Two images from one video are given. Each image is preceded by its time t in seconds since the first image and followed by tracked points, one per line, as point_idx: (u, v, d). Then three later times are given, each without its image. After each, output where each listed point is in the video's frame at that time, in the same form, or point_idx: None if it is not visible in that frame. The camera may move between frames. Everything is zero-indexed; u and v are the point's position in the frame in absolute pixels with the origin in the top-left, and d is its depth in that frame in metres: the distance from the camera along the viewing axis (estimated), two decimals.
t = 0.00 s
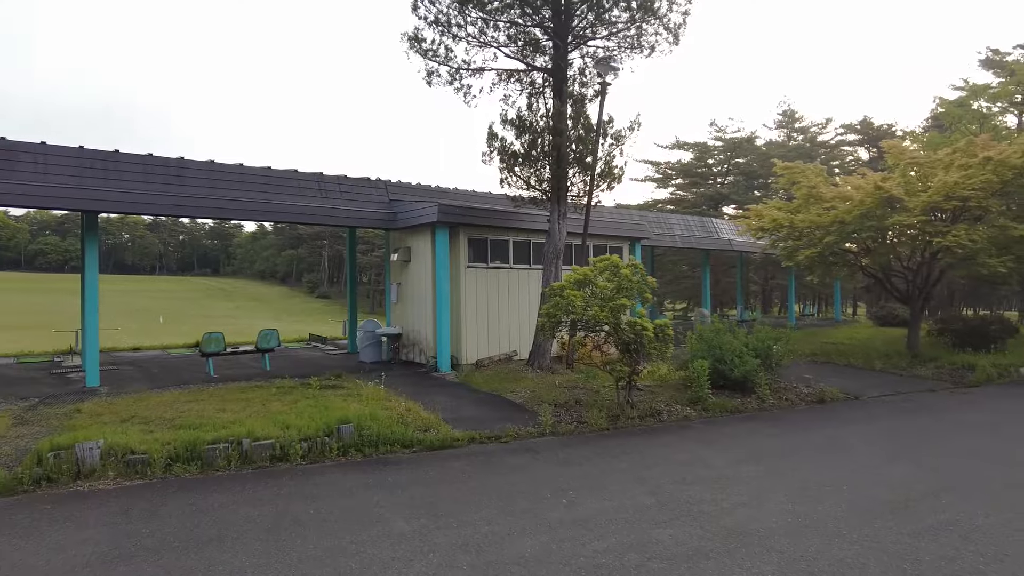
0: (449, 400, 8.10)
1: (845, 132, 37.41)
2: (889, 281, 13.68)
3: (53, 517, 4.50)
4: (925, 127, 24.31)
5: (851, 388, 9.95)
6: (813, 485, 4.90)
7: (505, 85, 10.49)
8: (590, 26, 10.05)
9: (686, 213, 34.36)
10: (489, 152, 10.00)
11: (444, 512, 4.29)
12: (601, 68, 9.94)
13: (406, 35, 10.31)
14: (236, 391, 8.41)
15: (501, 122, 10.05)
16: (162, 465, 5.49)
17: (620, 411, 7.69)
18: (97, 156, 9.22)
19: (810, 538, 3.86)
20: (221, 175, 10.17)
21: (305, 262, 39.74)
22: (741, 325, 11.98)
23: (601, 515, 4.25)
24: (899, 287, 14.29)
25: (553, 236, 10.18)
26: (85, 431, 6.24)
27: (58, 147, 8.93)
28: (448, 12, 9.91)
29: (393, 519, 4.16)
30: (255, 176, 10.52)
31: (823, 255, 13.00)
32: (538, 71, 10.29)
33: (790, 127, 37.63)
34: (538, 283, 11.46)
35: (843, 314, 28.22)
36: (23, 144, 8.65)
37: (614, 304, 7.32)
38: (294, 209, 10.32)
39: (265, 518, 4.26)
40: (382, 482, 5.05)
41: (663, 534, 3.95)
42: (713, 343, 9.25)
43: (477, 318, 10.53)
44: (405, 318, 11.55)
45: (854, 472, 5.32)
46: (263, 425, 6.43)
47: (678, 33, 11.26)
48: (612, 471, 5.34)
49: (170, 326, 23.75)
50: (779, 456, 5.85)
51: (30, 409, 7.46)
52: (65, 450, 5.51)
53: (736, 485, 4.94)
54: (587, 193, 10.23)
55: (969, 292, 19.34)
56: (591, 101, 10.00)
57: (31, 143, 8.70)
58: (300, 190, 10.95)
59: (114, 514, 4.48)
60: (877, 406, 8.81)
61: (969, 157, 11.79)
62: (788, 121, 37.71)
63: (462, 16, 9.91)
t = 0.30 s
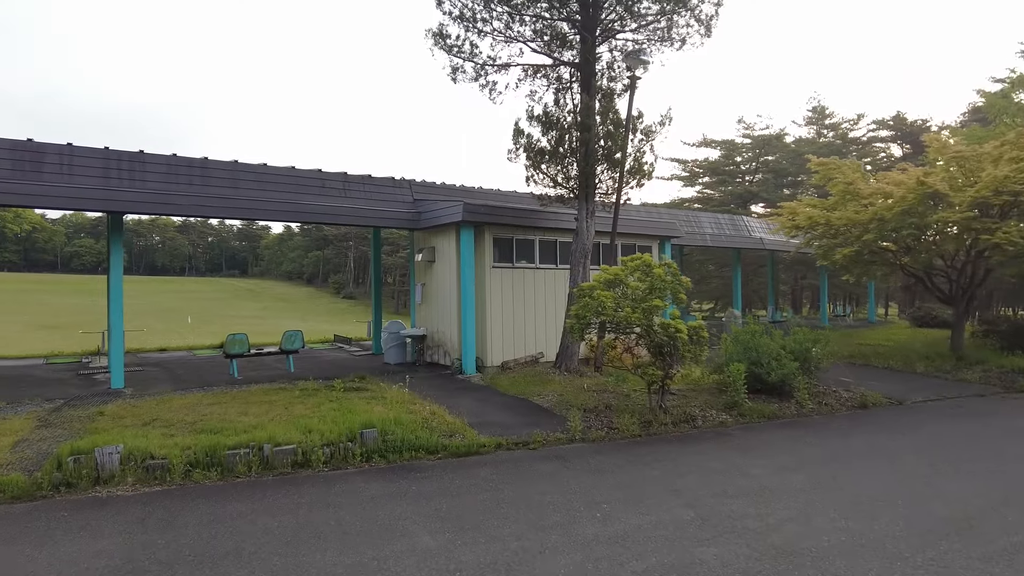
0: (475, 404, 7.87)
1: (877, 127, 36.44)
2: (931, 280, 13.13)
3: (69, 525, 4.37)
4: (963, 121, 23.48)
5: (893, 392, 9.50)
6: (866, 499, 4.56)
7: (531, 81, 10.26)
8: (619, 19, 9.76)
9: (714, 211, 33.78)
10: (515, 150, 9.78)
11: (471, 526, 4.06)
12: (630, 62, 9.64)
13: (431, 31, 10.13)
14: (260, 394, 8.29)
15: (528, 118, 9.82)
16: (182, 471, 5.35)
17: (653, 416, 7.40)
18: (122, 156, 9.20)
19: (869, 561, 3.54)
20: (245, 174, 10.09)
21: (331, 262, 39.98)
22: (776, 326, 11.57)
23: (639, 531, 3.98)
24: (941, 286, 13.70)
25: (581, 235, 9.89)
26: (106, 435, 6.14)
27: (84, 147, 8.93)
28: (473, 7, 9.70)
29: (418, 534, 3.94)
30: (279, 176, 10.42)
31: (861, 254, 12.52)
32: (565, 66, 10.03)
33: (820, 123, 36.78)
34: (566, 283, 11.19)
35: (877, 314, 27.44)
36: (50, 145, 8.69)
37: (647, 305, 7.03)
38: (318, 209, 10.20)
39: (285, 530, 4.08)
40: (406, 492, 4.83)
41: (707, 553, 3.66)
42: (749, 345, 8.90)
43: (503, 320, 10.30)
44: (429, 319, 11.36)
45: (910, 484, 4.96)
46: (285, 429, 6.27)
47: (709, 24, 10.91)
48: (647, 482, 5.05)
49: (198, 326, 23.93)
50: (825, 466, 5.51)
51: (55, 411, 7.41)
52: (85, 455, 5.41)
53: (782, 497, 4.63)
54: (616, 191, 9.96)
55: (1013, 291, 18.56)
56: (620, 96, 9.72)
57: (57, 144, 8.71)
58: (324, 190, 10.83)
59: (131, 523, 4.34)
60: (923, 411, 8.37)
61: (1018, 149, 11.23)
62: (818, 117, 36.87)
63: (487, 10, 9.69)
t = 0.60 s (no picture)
0: (494, 408, 7.63)
1: (900, 123, 35.67)
2: (964, 279, 12.67)
3: (74, 536, 4.19)
4: (990, 116, 22.84)
5: (928, 396, 9.12)
6: (916, 515, 4.25)
7: (550, 75, 10.00)
8: (642, 10, 9.46)
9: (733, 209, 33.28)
10: (535, 146, 9.52)
11: (493, 542, 3.82)
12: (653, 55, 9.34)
13: (447, 24, 9.90)
14: (274, 396, 8.11)
15: (547, 113, 9.55)
16: (192, 478, 5.16)
17: (679, 422, 7.12)
18: (136, 154, 9.09)
19: None
20: (259, 172, 9.93)
21: (347, 262, 39.97)
22: (803, 326, 11.21)
23: (674, 550, 3.72)
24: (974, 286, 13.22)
25: (601, 234, 9.60)
26: (117, 440, 5.98)
27: (98, 145, 8.82)
28: None
29: (437, 551, 3.71)
30: (294, 174, 10.24)
31: (890, 252, 12.11)
32: (586, 60, 9.77)
33: (841, 119, 36.09)
34: (586, 282, 10.92)
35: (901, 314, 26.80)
36: (63, 143, 8.59)
37: (673, 307, 6.75)
38: (333, 207, 10.00)
39: (298, 545, 3.86)
40: (424, 503, 4.60)
41: None
42: (778, 347, 8.58)
43: (522, 320, 10.06)
44: (446, 320, 11.14)
45: (960, 498, 4.64)
46: (299, 434, 6.07)
47: (734, 15, 10.57)
48: (679, 494, 4.78)
49: (214, 325, 23.94)
50: (866, 477, 5.20)
51: (67, 413, 7.29)
52: (93, 461, 5.24)
53: (823, 511, 4.34)
54: (638, 187, 9.69)
55: None
56: (642, 90, 9.44)
57: (71, 143, 8.62)
58: (340, 189, 10.64)
59: (138, 535, 4.15)
60: (962, 417, 7.98)
61: None
62: (839, 113, 36.18)
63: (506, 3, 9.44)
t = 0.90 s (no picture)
0: (516, 411, 7.40)
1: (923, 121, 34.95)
2: (1000, 279, 12.21)
3: (85, 545, 4.01)
4: (1020, 112, 22.20)
5: (967, 401, 8.74)
6: (977, 531, 3.95)
7: (572, 69, 9.75)
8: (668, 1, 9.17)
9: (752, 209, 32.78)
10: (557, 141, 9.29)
11: (524, 558, 3.59)
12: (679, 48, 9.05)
13: (467, 18, 9.68)
14: (291, 398, 7.94)
15: (569, 107, 9.31)
16: (207, 484, 4.98)
17: (709, 427, 6.84)
18: (152, 151, 8.94)
19: None
20: (276, 169, 9.75)
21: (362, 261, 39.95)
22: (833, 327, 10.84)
23: (718, 568, 3.46)
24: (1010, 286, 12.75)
25: (625, 231, 9.33)
26: (131, 443, 5.82)
27: (113, 142, 8.69)
28: None
29: (465, 567, 3.48)
30: (311, 170, 10.04)
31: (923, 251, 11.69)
32: (609, 53, 9.51)
33: (863, 117, 35.43)
34: (608, 282, 10.64)
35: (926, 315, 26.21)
36: (79, 139, 8.47)
37: (705, 307, 6.47)
38: (350, 206, 9.81)
39: (317, 558, 3.65)
40: (448, 513, 4.37)
41: None
42: (810, 349, 8.25)
43: (543, 321, 9.81)
44: (465, 320, 10.92)
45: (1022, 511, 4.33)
46: (317, 438, 5.88)
47: (762, 6, 10.24)
48: (717, 505, 4.51)
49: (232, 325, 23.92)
50: (915, 487, 4.89)
51: (82, 414, 7.16)
52: (106, 464, 5.07)
53: (876, 525, 4.06)
54: (664, 183, 9.43)
55: None
56: (667, 84, 9.16)
57: (87, 140, 8.49)
58: (358, 186, 10.44)
59: (150, 546, 3.96)
60: (1006, 423, 7.62)
61: None
62: (860, 110, 35.51)
63: None
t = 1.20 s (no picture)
0: (535, 417, 7.16)
1: (944, 119, 34.27)
2: None
3: (89, 561, 3.82)
4: None
5: (1005, 408, 8.37)
6: None
7: (592, 65, 9.51)
8: None
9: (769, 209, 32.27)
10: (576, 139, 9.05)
11: None
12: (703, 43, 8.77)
13: (485, 13, 9.46)
14: (304, 402, 7.75)
15: (589, 104, 9.06)
16: (217, 494, 4.79)
17: (737, 436, 6.55)
18: (164, 150, 8.80)
19: None
20: (290, 168, 9.58)
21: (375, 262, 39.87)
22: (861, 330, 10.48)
23: None
24: None
25: (647, 232, 9.06)
26: (140, 450, 5.64)
27: (126, 141, 8.55)
28: None
29: None
30: (326, 169, 9.86)
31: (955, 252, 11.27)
32: (630, 48, 9.25)
33: (882, 115, 34.82)
34: (628, 284, 10.36)
35: (949, 317, 25.62)
36: (91, 139, 8.36)
37: (734, 311, 6.19)
38: (365, 206, 9.62)
39: None
40: (469, 530, 4.14)
41: None
42: (841, 354, 7.92)
43: (561, 323, 9.56)
44: (481, 322, 10.69)
45: None
46: (331, 446, 5.67)
47: None
48: (754, 523, 4.25)
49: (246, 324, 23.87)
50: (964, 504, 4.59)
51: (92, 418, 7.00)
52: (113, 473, 4.89)
53: (927, 547, 3.79)
54: (687, 182, 9.17)
55: None
56: (690, 80, 8.89)
57: (98, 139, 8.36)
58: (373, 185, 10.25)
59: (156, 564, 3.75)
60: None
61: None
62: (880, 109, 34.89)
63: None
